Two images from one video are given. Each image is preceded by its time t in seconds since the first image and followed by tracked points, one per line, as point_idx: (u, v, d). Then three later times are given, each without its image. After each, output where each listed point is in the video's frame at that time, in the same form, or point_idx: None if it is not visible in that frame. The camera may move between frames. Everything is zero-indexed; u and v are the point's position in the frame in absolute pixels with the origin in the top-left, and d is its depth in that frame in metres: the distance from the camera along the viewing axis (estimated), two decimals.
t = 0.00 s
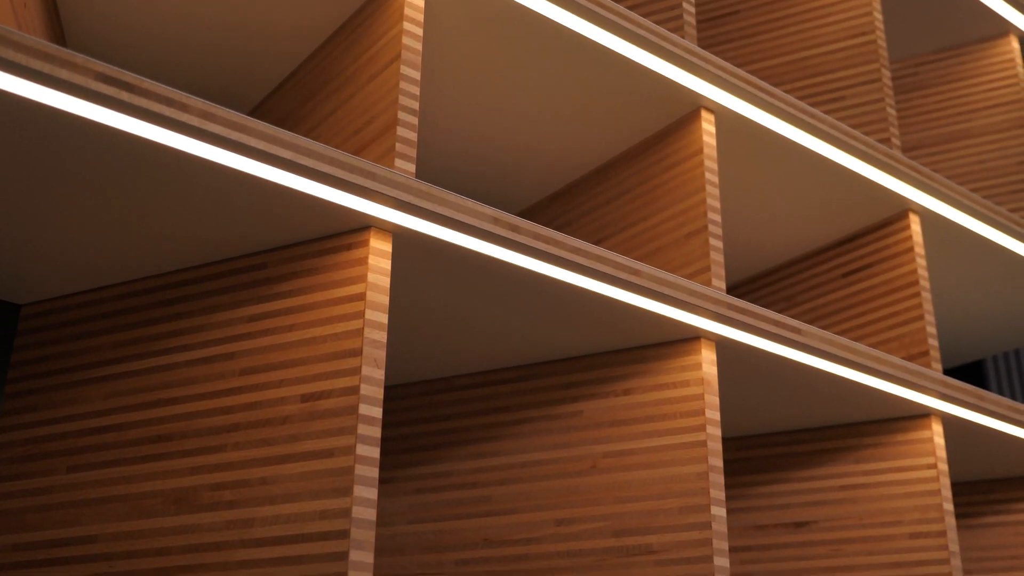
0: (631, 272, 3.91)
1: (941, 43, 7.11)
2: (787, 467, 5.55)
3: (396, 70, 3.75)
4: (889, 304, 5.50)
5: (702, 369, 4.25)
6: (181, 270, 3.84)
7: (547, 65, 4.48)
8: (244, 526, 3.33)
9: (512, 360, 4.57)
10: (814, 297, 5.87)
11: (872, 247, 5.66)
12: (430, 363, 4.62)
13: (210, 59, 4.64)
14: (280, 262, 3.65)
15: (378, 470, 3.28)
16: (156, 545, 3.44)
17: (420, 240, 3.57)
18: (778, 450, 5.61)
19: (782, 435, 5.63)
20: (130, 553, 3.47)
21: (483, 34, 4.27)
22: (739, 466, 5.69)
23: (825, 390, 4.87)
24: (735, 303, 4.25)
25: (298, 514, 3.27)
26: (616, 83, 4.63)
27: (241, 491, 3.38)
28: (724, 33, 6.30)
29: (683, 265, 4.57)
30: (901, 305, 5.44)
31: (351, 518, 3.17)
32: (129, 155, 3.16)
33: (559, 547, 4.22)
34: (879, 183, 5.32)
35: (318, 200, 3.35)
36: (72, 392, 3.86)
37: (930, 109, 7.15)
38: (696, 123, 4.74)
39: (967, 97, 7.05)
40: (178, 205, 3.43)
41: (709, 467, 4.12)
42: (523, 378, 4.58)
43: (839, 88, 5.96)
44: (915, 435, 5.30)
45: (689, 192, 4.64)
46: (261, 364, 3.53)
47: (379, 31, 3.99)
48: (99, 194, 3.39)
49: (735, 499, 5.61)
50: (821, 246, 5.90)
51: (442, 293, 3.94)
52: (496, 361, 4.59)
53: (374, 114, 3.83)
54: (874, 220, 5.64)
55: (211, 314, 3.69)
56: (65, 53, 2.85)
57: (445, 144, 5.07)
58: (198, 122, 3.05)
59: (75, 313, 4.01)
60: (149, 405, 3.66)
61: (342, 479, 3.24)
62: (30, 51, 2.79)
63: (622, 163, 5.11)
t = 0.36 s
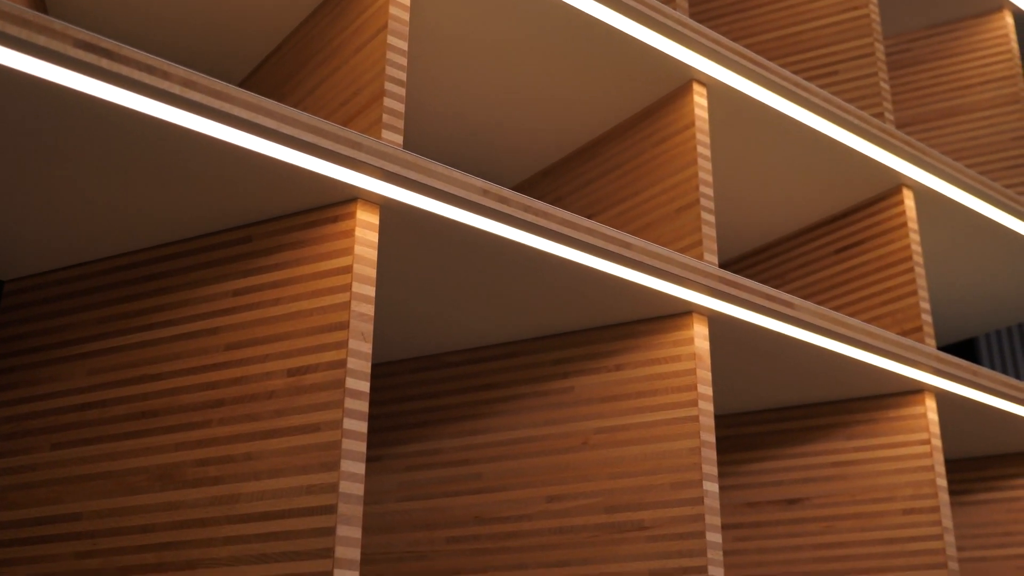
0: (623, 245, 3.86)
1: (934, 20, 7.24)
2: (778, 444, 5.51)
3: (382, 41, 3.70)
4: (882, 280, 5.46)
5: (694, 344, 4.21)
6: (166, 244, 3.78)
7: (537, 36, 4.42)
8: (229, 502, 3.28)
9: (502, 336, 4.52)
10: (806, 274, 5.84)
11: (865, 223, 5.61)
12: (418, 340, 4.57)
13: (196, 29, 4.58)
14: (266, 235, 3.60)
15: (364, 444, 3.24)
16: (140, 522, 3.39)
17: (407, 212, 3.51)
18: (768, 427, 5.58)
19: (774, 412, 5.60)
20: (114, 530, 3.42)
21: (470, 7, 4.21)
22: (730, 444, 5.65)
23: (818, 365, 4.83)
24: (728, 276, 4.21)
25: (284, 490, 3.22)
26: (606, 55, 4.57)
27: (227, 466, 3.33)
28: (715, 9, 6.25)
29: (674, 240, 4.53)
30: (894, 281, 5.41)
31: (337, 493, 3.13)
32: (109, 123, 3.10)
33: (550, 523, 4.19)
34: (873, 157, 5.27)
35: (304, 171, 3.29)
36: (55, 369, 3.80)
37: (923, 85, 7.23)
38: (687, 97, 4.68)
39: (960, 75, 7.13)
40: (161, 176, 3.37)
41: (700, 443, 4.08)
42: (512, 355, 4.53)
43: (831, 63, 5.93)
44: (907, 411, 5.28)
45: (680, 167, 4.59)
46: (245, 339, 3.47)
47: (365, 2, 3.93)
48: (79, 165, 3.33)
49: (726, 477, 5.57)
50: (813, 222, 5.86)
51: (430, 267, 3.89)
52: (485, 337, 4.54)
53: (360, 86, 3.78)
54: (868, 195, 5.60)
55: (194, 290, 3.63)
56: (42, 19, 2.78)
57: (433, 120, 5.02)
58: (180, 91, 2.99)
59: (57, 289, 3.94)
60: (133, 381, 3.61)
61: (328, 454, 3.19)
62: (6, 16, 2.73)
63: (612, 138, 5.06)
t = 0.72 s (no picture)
0: (614, 218, 3.82)
1: None
2: (771, 420, 5.49)
3: (369, 11, 3.64)
4: (876, 256, 5.41)
5: (685, 318, 4.18)
6: (151, 217, 3.73)
7: (527, 7, 4.37)
8: (216, 477, 3.24)
9: (494, 311, 4.48)
10: (800, 249, 5.81)
11: (858, 198, 5.57)
12: (407, 315, 4.52)
13: None
14: (253, 208, 3.55)
15: (352, 418, 3.20)
16: (126, 497, 3.35)
17: (396, 183, 3.47)
18: (761, 403, 5.55)
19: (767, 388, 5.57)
20: (100, 506, 3.39)
21: None
22: (722, 421, 5.63)
23: (811, 340, 4.80)
24: (721, 251, 4.17)
25: (271, 464, 3.19)
26: (598, 26, 4.53)
27: (213, 441, 3.29)
28: None
29: (665, 214, 4.48)
30: (887, 256, 5.36)
31: (325, 467, 3.10)
32: (89, 91, 3.04)
33: (541, 499, 4.16)
34: (866, 131, 5.23)
35: (290, 141, 3.24)
36: (39, 345, 3.76)
37: (918, 59, 7.27)
38: (679, 70, 4.64)
39: (953, 49, 7.18)
40: (145, 147, 3.31)
41: (692, 417, 4.05)
42: (502, 331, 4.49)
43: (825, 37, 5.87)
44: (901, 386, 5.26)
45: (672, 141, 4.55)
46: (231, 313, 3.43)
47: None
48: (60, 136, 3.27)
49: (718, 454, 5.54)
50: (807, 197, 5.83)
51: (419, 240, 3.84)
52: (476, 312, 4.49)
53: (347, 57, 3.72)
54: (862, 170, 5.56)
55: (179, 264, 3.57)
56: None
57: (422, 93, 4.96)
58: (162, 59, 2.92)
59: (42, 263, 3.89)
60: (118, 356, 3.56)
61: (316, 428, 3.16)
62: None
63: (603, 112, 5.01)
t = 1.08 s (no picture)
0: (608, 196, 3.78)
1: None
2: (767, 401, 5.47)
3: None
4: (872, 235, 5.38)
5: (680, 298, 4.15)
6: (140, 196, 3.68)
7: None
8: (207, 457, 3.21)
9: (488, 291, 4.44)
10: (796, 229, 5.78)
11: (854, 177, 5.54)
12: (401, 295, 4.49)
13: None
14: (243, 185, 3.51)
15: (344, 397, 3.17)
16: (116, 478, 3.32)
17: (387, 160, 3.43)
18: (757, 384, 5.52)
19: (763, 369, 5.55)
20: (91, 487, 3.36)
21: None
22: (718, 402, 5.60)
23: (806, 320, 4.77)
24: (716, 229, 4.13)
25: (262, 444, 3.16)
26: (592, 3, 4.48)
27: (203, 421, 3.26)
28: None
29: (660, 193, 4.44)
30: (884, 236, 5.32)
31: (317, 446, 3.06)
32: (74, 66, 2.99)
33: (536, 480, 4.14)
34: (862, 109, 5.19)
35: (278, 117, 3.20)
36: (28, 326, 3.72)
37: (915, 38, 7.25)
38: (673, 47, 4.59)
39: (950, 28, 7.16)
40: (132, 123, 3.27)
41: (687, 397, 4.03)
42: (496, 311, 4.45)
43: (820, 18, 5.88)
44: (897, 366, 5.24)
45: (666, 119, 4.51)
46: (222, 291, 3.39)
47: None
48: (46, 112, 3.22)
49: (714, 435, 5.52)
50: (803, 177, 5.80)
51: (412, 219, 3.80)
52: (470, 292, 4.46)
53: (339, 32, 3.67)
54: (858, 149, 5.52)
55: (169, 243, 3.53)
56: None
57: (414, 71, 4.92)
58: (147, 33, 2.88)
59: (30, 243, 3.85)
60: (107, 336, 3.52)
61: (307, 407, 3.12)
62: None
63: (597, 91, 4.97)
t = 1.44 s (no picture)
0: (601, 174, 3.74)
1: None
2: (760, 382, 5.44)
3: None
4: (866, 216, 5.36)
5: (673, 277, 4.11)
6: (126, 174, 3.63)
7: None
8: (195, 437, 3.18)
9: (480, 271, 4.41)
10: (789, 210, 5.75)
11: (849, 158, 5.51)
12: (392, 276, 4.45)
13: None
14: (231, 163, 3.46)
15: (334, 375, 3.14)
16: (103, 459, 3.29)
17: (376, 136, 3.38)
18: (750, 365, 5.49)
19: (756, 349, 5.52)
20: (78, 467, 3.32)
21: None
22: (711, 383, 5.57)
23: (800, 300, 4.75)
24: (709, 208, 4.10)
25: (250, 424, 3.12)
26: None
27: (191, 400, 3.22)
28: None
29: (653, 172, 4.41)
30: (879, 216, 5.30)
31: (306, 425, 3.03)
32: (58, 39, 2.94)
33: (528, 461, 4.11)
34: (857, 88, 5.15)
35: (266, 92, 3.15)
36: (14, 305, 3.67)
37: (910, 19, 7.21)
38: (666, 25, 4.54)
39: (945, 8, 7.12)
40: (117, 99, 3.22)
41: (681, 377, 4.00)
42: (488, 291, 4.42)
43: None
44: (890, 347, 5.21)
45: (659, 97, 4.47)
46: (209, 270, 3.35)
47: None
48: (30, 87, 3.17)
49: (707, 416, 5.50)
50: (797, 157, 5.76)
51: (402, 197, 3.76)
52: (461, 273, 4.42)
53: (328, 8, 3.63)
54: (853, 128, 5.49)
55: (156, 221, 3.49)
56: None
57: (405, 50, 4.87)
58: (133, 6, 2.82)
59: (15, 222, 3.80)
60: (94, 316, 3.48)
61: (296, 385, 3.09)
62: None
63: (589, 70, 4.92)
